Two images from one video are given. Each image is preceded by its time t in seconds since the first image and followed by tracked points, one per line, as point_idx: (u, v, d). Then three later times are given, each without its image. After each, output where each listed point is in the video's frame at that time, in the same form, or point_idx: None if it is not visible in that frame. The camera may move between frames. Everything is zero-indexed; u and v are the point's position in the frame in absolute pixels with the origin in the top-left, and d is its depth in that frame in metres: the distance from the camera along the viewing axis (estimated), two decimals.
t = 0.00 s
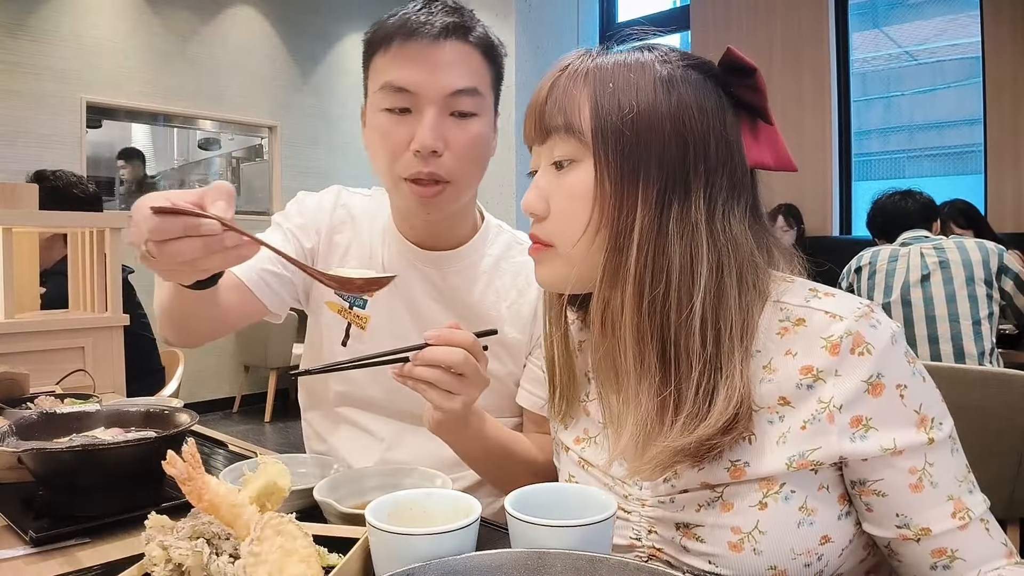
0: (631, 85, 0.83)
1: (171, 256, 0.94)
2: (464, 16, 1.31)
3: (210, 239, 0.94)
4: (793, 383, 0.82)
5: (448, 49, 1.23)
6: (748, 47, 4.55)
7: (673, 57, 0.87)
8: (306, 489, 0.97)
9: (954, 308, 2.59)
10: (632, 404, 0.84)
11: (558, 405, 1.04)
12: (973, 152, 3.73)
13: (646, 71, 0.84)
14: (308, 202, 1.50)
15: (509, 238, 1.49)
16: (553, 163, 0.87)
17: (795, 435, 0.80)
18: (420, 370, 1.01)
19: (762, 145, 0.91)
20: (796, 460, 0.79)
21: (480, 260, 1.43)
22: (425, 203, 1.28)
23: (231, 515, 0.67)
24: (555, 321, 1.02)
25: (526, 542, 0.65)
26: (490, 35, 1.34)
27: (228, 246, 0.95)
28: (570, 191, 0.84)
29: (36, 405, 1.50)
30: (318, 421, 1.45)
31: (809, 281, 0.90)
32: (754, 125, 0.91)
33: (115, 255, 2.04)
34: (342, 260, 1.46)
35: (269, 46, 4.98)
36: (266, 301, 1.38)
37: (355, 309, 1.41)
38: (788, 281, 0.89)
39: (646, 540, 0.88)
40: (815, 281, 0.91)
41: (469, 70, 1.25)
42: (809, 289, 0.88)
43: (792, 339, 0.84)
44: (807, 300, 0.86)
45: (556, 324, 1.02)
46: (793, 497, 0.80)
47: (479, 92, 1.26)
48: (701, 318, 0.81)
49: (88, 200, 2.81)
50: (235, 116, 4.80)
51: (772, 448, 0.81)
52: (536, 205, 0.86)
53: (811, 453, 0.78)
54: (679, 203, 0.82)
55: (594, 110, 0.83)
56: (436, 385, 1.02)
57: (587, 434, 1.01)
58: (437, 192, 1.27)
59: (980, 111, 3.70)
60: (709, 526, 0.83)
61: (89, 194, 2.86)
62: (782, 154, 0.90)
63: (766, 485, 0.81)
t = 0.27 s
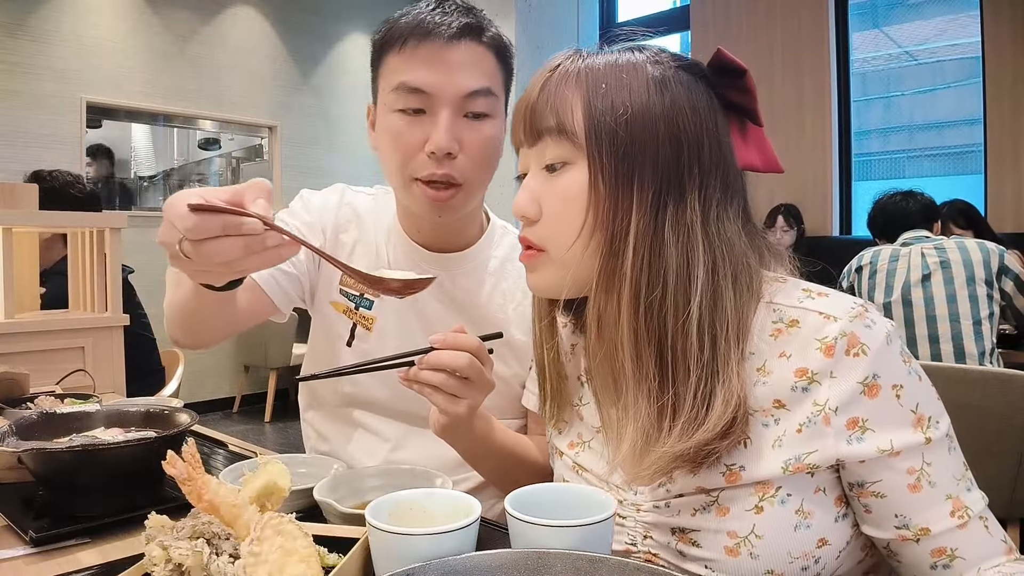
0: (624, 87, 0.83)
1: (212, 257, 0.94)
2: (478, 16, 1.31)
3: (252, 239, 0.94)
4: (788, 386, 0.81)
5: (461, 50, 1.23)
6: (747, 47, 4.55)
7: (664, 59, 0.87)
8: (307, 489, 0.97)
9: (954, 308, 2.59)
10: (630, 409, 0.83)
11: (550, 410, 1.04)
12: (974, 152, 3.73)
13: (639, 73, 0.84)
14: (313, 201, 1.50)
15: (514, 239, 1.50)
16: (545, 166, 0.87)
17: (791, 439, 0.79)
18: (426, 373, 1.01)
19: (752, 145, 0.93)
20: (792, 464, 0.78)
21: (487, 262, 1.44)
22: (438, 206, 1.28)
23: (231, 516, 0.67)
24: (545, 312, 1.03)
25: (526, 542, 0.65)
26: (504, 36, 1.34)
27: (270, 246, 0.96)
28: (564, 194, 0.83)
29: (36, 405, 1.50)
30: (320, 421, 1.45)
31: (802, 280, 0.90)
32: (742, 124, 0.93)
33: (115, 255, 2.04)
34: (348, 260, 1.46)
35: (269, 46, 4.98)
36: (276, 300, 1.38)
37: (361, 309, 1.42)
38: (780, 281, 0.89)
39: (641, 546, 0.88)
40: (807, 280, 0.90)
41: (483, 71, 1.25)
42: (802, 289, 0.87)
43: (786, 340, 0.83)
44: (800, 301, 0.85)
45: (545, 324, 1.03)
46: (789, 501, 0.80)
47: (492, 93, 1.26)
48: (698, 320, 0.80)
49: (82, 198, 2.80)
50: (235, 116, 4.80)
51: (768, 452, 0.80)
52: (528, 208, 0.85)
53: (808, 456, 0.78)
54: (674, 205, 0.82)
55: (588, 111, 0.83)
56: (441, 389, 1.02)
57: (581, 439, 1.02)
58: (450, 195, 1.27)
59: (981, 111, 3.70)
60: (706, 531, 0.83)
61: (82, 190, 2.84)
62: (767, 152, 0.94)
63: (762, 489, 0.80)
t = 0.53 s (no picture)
0: (611, 88, 0.81)
1: (234, 260, 0.95)
2: (480, 17, 1.31)
3: (275, 244, 0.95)
4: (777, 389, 0.80)
5: (464, 52, 1.23)
6: (747, 47, 4.55)
7: (650, 59, 0.86)
8: (307, 489, 0.97)
9: (954, 308, 2.59)
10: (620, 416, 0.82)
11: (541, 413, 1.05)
12: (974, 152, 3.72)
13: (626, 74, 0.82)
14: (315, 200, 1.51)
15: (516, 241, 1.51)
16: (531, 170, 0.85)
17: (781, 443, 0.79)
18: (428, 379, 1.02)
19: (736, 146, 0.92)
20: (782, 468, 0.78)
21: (489, 264, 1.44)
22: (441, 208, 1.28)
23: (231, 516, 0.67)
24: (529, 324, 1.05)
25: (526, 542, 0.65)
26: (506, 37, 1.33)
27: (293, 251, 0.97)
28: (551, 199, 0.81)
29: (36, 405, 1.50)
30: (320, 422, 1.44)
31: (792, 280, 0.88)
32: (728, 125, 0.92)
33: (115, 256, 2.04)
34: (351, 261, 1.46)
35: (269, 46, 4.98)
36: (281, 300, 1.40)
37: (365, 311, 1.42)
38: (770, 281, 0.87)
39: (632, 549, 0.89)
40: (797, 281, 0.89)
41: (485, 73, 1.25)
42: (792, 289, 0.86)
43: (775, 343, 0.81)
44: (790, 303, 0.83)
45: (530, 326, 1.05)
46: (779, 505, 0.79)
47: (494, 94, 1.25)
48: (689, 324, 0.79)
49: (75, 197, 2.81)
50: (236, 116, 4.80)
51: (758, 456, 0.80)
52: (515, 213, 0.83)
53: (798, 460, 0.77)
54: (663, 208, 0.81)
55: (574, 113, 0.81)
56: (443, 395, 1.03)
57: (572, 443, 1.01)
58: (453, 197, 1.27)
59: (981, 111, 3.70)
60: (696, 536, 0.82)
61: (73, 188, 2.84)
62: (751, 153, 0.92)
63: (752, 494, 0.80)
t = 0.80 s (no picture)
0: (590, 92, 0.79)
1: (245, 261, 0.96)
2: (480, 17, 1.31)
3: (284, 246, 0.96)
4: (765, 393, 0.78)
5: (464, 53, 1.23)
6: (747, 47, 4.55)
7: (629, 63, 0.84)
8: (307, 489, 0.97)
9: (954, 308, 2.60)
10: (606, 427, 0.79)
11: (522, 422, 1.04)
12: (974, 152, 3.72)
13: (605, 79, 0.81)
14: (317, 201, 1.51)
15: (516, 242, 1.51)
16: (510, 180, 0.82)
17: (769, 447, 0.77)
18: (432, 380, 1.02)
19: (718, 149, 0.92)
20: (771, 473, 0.76)
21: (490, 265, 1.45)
22: (444, 209, 1.28)
23: (232, 515, 0.67)
24: (513, 343, 1.03)
25: (526, 541, 0.65)
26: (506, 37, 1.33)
27: (304, 252, 0.97)
28: (531, 207, 0.79)
29: (35, 405, 1.50)
30: (320, 422, 1.45)
31: (778, 280, 0.87)
32: (708, 128, 0.92)
33: (116, 255, 2.04)
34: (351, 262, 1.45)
35: (269, 46, 4.98)
36: (283, 298, 1.40)
37: (366, 311, 1.42)
38: (755, 282, 0.86)
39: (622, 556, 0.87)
40: (782, 280, 0.87)
41: (485, 73, 1.25)
42: (778, 290, 0.84)
43: (762, 346, 0.80)
44: (776, 304, 0.82)
45: (513, 339, 1.02)
46: (769, 509, 0.78)
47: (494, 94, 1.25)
48: (675, 333, 0.77)
49: (74, 197, 2.80)
50: (236, 116, 4.80)
51: (746, 461, 0.78)
52: (495, 222, 0.81)
53: (787, 464, 0.76)
54: (646, 213, 0.79)
55: (552, 119, 0.79)
56: (445, 397, 1.03)
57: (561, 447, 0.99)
58: (455, 198, 1.27)
59: (981, 111, 3.70)
60: (686, 542, 0.81)
61: (72, 188, 2.83)
62: (734, 154, 0.92)
63: (741, 498, 0.79)
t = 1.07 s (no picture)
0: (568, 101, 0.78)
1: (252, 260, 0.97)
2: (478, 17, 1.31)
3: (291, 245, 0.97)
4: (753, 396, 0.78)
5: (463, 52, 1.24)
6: (747, 48, 4.56)
7: (607, 69, 0.83)
8: (307, 489, 0.98)
9: (953, 308, 2.60)
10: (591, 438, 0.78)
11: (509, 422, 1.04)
12: (973, 152, 3.72)
13: (583, 87, 0.80)
14: (319, 202, 1.52)
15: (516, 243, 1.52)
16: (489, 190, 0.81)
17: (759, 451, 0.77)
18: (429, 380, 1.04)
19: (695, 154, 0.92)
20: (762, 476, 0.77)
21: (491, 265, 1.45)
22: (445, 209, 1.29)
23: (231, 515, 0.67)
24: (494, 353, 1.02)
25: (525, 540, 0.65)
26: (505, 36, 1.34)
27: (310, 252, 0.98)
28: (511, 218, 0.78)
29: (37, 405, 1.50)
30: (320, 422, 1.45)
31: (763, 282, 0.87)
32: (686, 134, 0.93)
33: (117, 255, 2.04)
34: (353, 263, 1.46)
35: (270, 46, 4.98)
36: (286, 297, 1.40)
37: (367, 311, 1.43)
38: (740, 283, 0.86)
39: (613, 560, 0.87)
40: (766, 281, 0.88)
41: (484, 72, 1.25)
42: (764, 292, 0.84)
43: (749, 349, 0.80)
44: (762, 306, 0.82)
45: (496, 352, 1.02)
46: (760, 511, 0.79)
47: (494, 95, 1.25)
48: (659, 342, 0.77)
49: (74, 196, 2.81)
50: (236, 116, 4.80)
51: (736, 465, 0.78)
52: (475, 233, 0.80)
53: (778, 468, 0.76)
54: (628, 223, 0.79)
55: (531, 130, 0.78)
56: (443, 396, 1.06)
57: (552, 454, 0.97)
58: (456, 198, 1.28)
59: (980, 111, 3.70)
60: (677, 545, 0.82)
61: (72, 188, 2.83)
62: (710, 159, 0.92)
63: (731, 501, 0.79)
